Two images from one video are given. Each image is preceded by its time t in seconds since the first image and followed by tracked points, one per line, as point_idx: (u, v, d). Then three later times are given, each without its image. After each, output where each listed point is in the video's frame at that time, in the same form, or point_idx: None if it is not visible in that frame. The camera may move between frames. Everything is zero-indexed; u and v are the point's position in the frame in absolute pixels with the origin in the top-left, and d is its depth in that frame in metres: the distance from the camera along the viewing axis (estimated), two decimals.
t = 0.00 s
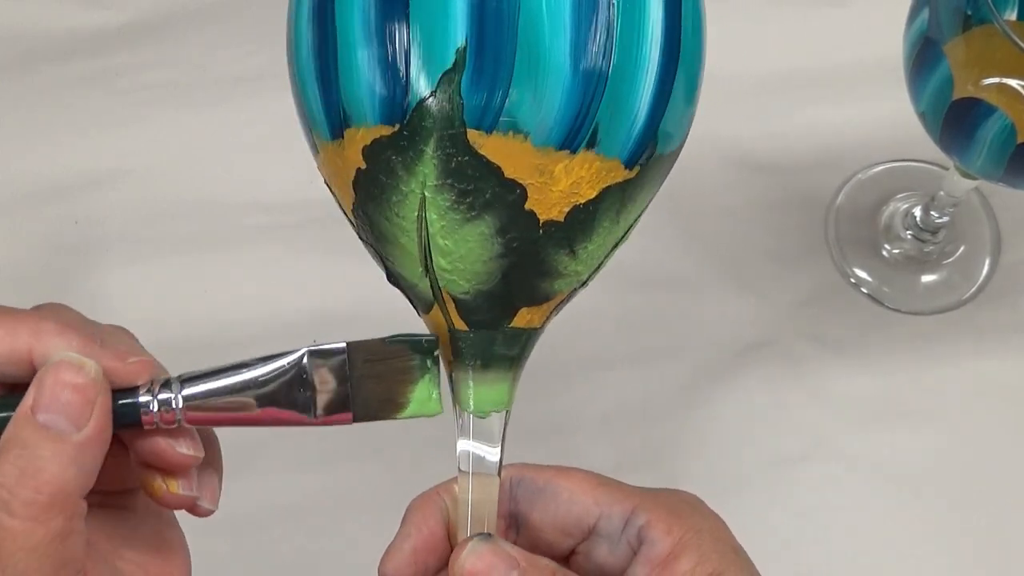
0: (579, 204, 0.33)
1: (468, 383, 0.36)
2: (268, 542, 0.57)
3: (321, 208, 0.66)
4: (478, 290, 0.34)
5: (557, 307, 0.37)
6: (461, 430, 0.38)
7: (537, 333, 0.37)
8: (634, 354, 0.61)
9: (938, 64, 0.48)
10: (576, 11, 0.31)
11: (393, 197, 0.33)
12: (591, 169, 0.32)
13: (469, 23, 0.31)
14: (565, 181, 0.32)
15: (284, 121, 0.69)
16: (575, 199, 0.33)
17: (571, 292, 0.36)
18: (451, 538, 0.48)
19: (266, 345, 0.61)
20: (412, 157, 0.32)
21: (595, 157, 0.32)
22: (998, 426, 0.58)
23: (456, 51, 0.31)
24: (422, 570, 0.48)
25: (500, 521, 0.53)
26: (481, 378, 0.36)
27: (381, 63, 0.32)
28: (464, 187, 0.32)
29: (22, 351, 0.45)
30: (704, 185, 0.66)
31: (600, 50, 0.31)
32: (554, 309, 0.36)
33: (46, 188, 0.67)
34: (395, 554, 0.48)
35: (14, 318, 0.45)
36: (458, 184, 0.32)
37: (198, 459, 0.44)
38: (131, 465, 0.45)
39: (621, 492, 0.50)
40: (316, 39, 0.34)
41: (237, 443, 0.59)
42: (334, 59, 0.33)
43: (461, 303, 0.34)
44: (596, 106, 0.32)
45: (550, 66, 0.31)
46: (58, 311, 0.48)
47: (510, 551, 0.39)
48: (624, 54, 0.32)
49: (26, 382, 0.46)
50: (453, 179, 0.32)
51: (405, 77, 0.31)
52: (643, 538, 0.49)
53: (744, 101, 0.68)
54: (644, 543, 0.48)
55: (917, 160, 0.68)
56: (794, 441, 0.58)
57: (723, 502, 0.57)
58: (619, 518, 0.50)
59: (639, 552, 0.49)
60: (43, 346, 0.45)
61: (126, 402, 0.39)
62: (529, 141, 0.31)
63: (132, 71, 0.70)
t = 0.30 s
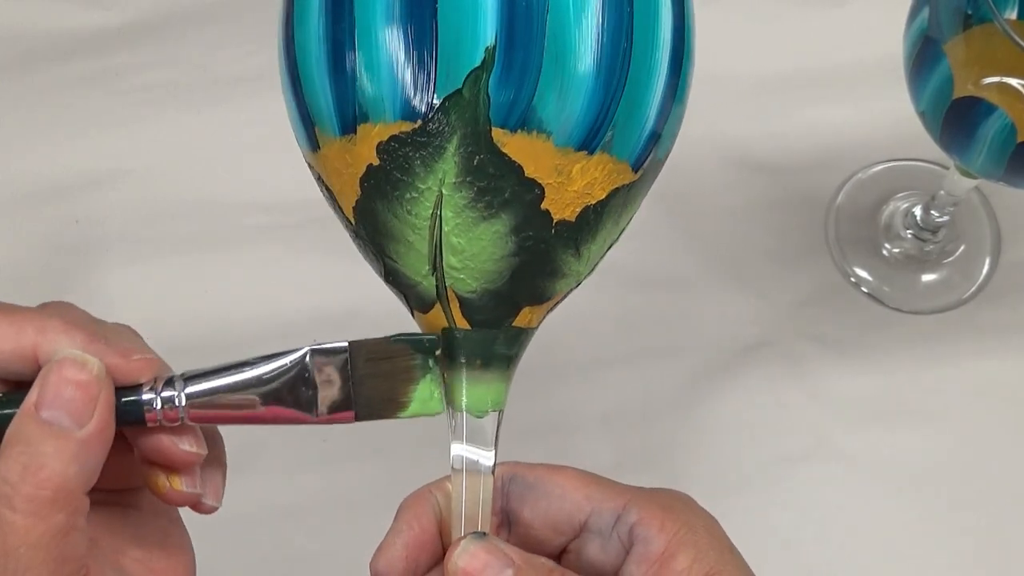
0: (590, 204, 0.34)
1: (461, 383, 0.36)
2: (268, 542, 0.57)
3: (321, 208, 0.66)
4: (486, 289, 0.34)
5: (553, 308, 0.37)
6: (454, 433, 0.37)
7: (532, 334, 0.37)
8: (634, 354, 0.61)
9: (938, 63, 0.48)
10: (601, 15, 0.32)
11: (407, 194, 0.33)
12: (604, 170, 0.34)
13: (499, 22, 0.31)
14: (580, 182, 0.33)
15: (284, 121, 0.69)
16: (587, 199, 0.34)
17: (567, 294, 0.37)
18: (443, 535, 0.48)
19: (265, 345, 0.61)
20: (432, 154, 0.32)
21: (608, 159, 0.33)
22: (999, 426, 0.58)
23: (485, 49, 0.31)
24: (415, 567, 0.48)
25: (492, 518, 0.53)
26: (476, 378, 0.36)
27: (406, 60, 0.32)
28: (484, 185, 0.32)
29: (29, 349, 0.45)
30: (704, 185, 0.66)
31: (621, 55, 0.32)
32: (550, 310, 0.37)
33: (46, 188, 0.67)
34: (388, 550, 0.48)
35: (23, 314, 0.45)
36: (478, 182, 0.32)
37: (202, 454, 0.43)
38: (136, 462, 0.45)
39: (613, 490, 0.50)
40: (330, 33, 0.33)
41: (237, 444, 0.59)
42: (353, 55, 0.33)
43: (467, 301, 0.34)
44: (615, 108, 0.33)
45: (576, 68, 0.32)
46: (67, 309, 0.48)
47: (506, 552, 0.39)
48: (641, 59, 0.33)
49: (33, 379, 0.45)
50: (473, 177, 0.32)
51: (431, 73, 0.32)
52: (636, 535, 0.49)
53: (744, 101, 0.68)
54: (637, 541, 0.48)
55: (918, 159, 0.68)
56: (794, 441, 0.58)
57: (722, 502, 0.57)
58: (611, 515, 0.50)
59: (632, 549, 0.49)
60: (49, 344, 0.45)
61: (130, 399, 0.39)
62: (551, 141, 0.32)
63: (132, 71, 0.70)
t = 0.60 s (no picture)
0: (595, 200, 0.34)
1: (463, 381, 0.37)
2: (268, 543, 0.57)
3: (320, 208, 0.66)
4: (491, 284, 0.35)
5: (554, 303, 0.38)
6: (456, 433, 0.39)
7: (533, 329, 0.38)
8: (634, 355, 0.61)
9: (938, 63, 0.48)
10: (606, 14, 0.33)
11: (413, 189, 0.33)
12: (609, 167, 0.34)
13: (509, 18, 0.32)
14: (585, 177, 0.34)
15: (284, 122, 0.69)
16: (591, 194, 0.34)
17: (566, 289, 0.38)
18: (445, 532, 0.48)
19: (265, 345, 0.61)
20: (440, 149, 0.33)
21: (613, 155, 0.34)
22: (998, 426, 0.58)
23: (495, 44, 0.32)
24: (416, 564, 0.48)
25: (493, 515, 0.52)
26: (477, 372, 0.37)
27: (416, 55, 0.32)
28: (492, 180, 0.33)
29: None
30: (704, 185, 0.66)
31: (625, 52, 0.33)
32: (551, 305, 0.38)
33: (46, 188, 0.67)
34: (390, 547, 0.48)
35: None
36: (486, 177, 0.33)
37: (158, 453, 0.45)
38: (91, 463, 0.47)
39: (615, 486, 0.50)
40: (336, 29, 0.34)
41: (237, 444, 0.59)
42: (362, 50, 0.33)
43: (473, 296, 0.35)
44: (619, 104, 0.34)
45: (583, 65, 0.32)
46: (11, 313, 0.47)
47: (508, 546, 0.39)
48: (644, 57, 0.34)
49: None
50: (482, 172, 0.33)
51: (440, 69, 0.32)
52: (638, 532, 0.49)
53: (744, 101, 0.68)
54: (639, 538, 0.49)
55: (919, 159, 0.68)
56: (794, 441, 0.58)
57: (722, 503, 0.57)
58: (612, 512, 0.50)
59: (634, 546, 0.49)
60: None
61: (79, 401, 0.40)
62: (559, 136, 0.33)
63: (132, 71, 0.70)
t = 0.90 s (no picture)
0: (621, 183, 0.33)
1: (489, 361, 0.38)
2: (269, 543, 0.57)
3: (320, 207, 0.66)
4: (517, 267, 0.34)
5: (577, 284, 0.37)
6: (484, 417, 0.40)
7: (557, 309, 0.37)
8: (634, 354, 0.61)
9: (938, 62, 0.48)
10: None
11: (440, 172, 0.32)
12: (634, 149, 0.32)
13: None
14: (611, 160, 0.32)
15: (284, 120, 0.69)
16: (617, 177, 0.33)
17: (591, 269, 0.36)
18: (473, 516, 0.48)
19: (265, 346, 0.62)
20: (468, 132, 0.31)
21: (639, 138, 0.32)
22: (998, 425, 0.58)
23: (522, 27, 0.30)
24: (444, 549, 0.49)
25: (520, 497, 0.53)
26: (503, 354, 0.37)
27: (441, 39, 0.30)
28: (520, 164, 0.31)
29: None
30: (704, 184, 0.66)
31: (651, 28, 0.31)
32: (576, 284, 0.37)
33: (46, 188, 0.67)
34: (419, 534, 0.48)
35: None
36: (514, 161, 0.31)
37: None
38: None
39: (638, 462, 0.51)
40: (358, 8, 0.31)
41: (237, 444, 0.59)
42: (386, 33, 0.31)
43: (500, 279, 0.34)
44: (646, 86, 0.32)
45: (612, 45, 0.30)
46: None
47: (523, 528, 0.42)
48: (670, 33, 0.32)
49: None
50: (510, 156, 0.31)
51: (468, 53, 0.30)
52: (662, 505, 0.50)
53: (745, 99, 0.68)
54: (663, 510, 0.50)
55: (919, 158, 0.69)
56: (795, 440, 0.58)
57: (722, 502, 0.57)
58: (637, 487, 0.51)
59: (658, 518, 0.50)
60: None
61: None
62: (585, 119, 0.31)
63: (132, 71, 0.70)
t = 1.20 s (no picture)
0: (568, 128, 0.32)
1: (446, 305, 0.36)
2: (270, 544, 0.57)
3: (320, 207, 0.66)
4: (472, 217, 0.32)
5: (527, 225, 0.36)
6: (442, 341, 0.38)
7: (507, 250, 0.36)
8: (634, 354, 0.61)
9: (938, 63, 0.48)
10: None
11: (394, 130, 0.30)
12: (581, 95, 0.31)
13: None
14: (561, 108, 0.31)
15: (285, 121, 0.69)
16: (565, 123, 0.31)
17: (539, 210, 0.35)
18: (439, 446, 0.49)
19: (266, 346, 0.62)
20: (421, 91, 0.29)
21: (585, 85, 0.31)
22: (998, 425, 0.58)
23: None
24: (412, 480, 0.49)
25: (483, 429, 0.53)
26: (460, 298, 0.36)
27: None
28: (473, 120, 0.30)
29: None
30: (704, 185, 0.66)
31: None
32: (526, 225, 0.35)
33: (47, 188, 0.67)
34: (385, 465, 0.49)
35: None
36: (467, 117, 0.30)
37: None
38: None
39: (594, 387, 0.50)
40: None
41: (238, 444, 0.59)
42: None
43: (453, 230, 0.33)
44: (592, 31, 0.30)
45: None
46: None
47: (489, 447, 0.40)
48: None
49: None
50: (463, 113, 0.30)
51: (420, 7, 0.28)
52: (618, 428, 0.49)
53: (745, 99, 0.68)
54: (619, 433, 0.49)
55: (918, 159, 0.69)
56: (795, 440, 0.58)
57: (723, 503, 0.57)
58: (594, 412, 0.50)
59: (616, 441, 0.49)
60: None
61: None
62: (534, 71, 0.30)
63: (133, 71, 0.70)
